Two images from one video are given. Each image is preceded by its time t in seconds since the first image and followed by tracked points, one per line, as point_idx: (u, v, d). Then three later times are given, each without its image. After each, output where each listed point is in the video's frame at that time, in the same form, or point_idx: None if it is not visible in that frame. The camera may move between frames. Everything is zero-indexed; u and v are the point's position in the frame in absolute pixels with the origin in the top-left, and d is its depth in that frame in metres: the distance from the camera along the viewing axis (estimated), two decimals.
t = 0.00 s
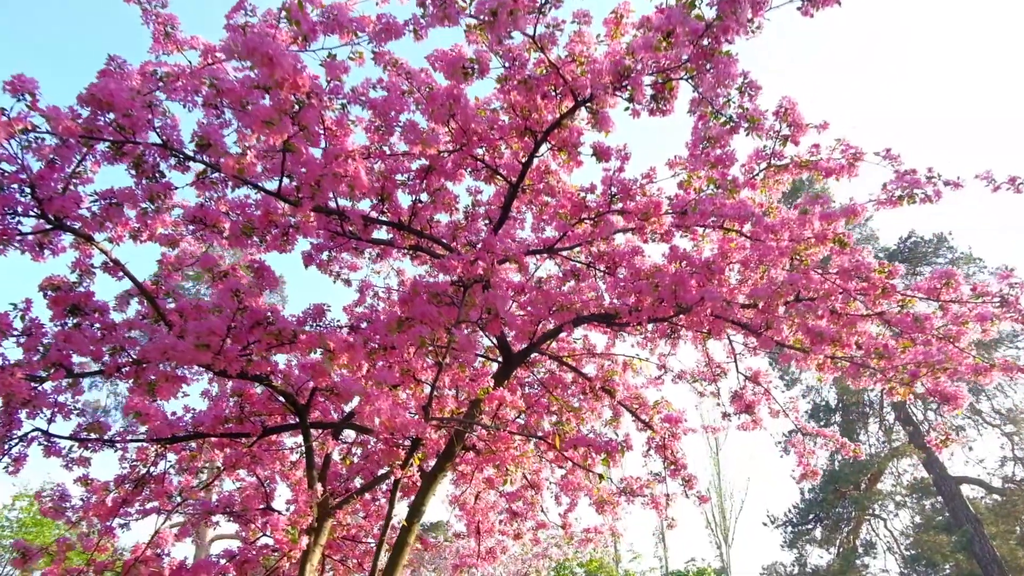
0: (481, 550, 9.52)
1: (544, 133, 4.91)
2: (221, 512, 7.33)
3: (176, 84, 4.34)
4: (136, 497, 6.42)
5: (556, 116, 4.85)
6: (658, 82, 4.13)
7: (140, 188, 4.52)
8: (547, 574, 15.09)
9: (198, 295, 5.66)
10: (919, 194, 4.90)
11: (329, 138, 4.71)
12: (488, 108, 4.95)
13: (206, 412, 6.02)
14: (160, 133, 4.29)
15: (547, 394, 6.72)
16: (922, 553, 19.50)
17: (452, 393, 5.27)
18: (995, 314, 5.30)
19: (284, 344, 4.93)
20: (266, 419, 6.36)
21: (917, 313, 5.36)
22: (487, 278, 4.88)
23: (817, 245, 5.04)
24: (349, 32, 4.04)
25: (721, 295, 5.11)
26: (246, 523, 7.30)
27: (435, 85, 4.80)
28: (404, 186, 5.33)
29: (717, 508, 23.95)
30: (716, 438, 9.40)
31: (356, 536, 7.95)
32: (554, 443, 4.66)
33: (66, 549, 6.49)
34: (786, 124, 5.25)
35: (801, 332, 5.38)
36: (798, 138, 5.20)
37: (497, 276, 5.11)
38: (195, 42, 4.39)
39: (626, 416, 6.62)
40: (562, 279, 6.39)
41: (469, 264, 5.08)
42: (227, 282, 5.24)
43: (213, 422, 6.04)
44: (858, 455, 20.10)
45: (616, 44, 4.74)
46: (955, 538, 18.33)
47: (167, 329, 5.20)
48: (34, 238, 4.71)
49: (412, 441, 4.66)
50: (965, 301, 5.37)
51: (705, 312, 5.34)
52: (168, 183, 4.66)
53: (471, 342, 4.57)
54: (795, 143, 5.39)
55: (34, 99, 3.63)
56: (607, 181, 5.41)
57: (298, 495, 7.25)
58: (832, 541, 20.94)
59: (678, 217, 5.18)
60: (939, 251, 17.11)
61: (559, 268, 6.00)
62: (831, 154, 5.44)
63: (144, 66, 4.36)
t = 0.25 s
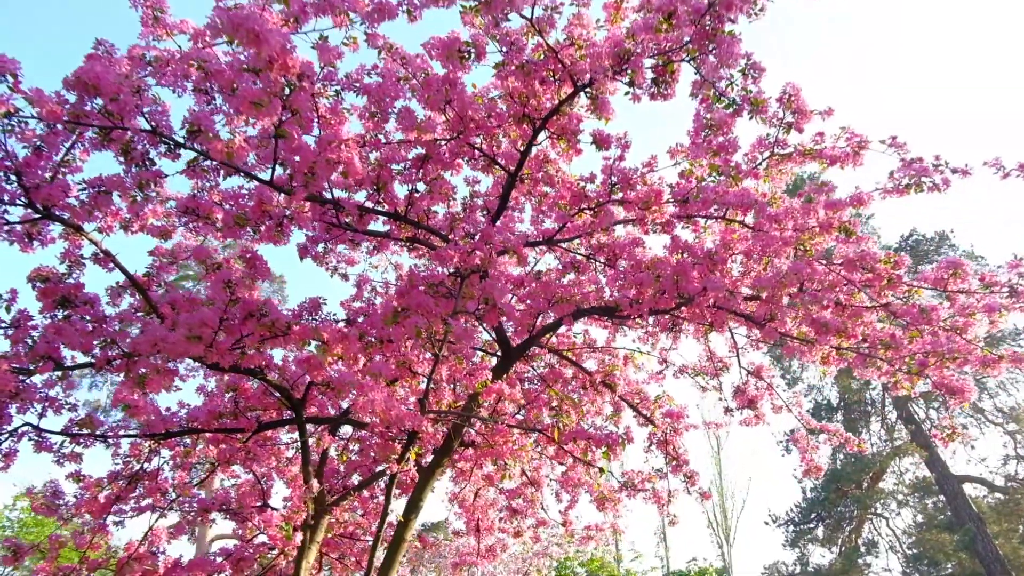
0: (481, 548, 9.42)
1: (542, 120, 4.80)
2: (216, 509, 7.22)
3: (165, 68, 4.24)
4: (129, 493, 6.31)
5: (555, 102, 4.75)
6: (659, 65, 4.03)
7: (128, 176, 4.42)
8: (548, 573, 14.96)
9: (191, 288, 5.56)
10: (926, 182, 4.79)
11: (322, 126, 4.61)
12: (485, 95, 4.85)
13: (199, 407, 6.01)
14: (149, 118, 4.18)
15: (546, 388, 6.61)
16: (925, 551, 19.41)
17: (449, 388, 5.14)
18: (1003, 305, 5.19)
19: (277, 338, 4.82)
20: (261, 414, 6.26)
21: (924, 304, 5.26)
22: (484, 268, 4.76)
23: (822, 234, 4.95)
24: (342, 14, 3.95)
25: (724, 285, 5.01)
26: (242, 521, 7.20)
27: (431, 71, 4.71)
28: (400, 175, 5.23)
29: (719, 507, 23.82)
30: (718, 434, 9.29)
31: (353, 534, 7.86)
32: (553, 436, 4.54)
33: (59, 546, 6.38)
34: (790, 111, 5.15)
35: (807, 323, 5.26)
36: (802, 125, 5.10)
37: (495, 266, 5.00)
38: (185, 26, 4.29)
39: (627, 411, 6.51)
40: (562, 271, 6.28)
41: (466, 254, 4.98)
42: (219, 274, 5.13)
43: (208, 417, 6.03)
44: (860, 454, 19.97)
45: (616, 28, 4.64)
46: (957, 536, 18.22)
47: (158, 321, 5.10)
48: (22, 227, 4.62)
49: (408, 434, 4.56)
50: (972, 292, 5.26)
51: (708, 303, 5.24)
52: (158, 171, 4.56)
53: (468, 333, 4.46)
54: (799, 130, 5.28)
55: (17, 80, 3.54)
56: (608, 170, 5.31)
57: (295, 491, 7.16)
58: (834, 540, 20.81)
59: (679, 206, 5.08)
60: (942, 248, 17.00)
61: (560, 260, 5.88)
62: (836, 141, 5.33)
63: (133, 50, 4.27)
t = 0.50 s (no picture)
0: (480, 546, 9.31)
1: (541, 106, 4.71)
2: (212, 506, 7.12)
3: (156, 52, 4.14)
4: (123, 490, 6.21)
5: (555, 88, 4.65)
6: (662, 46, 3.93)
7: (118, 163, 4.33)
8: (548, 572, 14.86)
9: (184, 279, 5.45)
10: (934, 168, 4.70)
11: (317, 112, 4.51)
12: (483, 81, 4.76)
13: (194, 402, 5.97)
14: (138, 102, 4.07)
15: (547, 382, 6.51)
16: (927, 551, 19.22)
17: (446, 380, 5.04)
18: (1013, 295, 5.08)
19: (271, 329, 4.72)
20: (256, 409, 6.15)
21: (932, 295, 5.15)
22: (483, 257, 4.65)
23: (827, 222, 4.88)
24: None
25: (727, 274, 4.92)
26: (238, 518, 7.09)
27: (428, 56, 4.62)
28: (397, 164, 5.13)
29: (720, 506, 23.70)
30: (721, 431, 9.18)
31: (350, 531, 7.75)
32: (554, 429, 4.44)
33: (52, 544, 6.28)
34: (794, 98, 5.05)
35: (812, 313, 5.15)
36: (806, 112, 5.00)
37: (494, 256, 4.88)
38: (177, 9, 4.20)
39: (629, 406, 6.41)
40: (562, 263, 6.18)
41: (464, 244, 4.88)
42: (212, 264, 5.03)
43: (202, 412, 5.99)
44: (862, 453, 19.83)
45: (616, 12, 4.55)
46: (960, 536, 18.09)
47: (151, 313, 5.00)
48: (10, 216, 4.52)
49: (405, 426, 4.46)
50: (981, 282, 5.15)
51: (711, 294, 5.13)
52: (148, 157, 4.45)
53: (465, 322, 4.36)
54: (803, 118, 5.18)
55: None
56: (608, 159, 5.21)
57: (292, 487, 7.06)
58: (835, 540, 20.68)
59: (682, 195, 4.99)
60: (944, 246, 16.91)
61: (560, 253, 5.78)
62: (841, 129, 5.23)
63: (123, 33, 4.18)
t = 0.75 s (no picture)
0: (480, 544, 9.19)
1: (542, 92, 4.60)
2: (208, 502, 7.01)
3: (146, 33, 4.02)
4: (116, 485, 6.10)
5: (555, 72, 4.55)
6: (666, 26, 3.82)
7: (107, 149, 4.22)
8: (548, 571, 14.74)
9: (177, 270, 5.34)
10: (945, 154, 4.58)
11: (312, 97, 4.41)
12: (483, 65, 4.65)
13: (188, 397, 5.86)
14: (128, 85, 3.95)
15: (547, 377, 6.39)
16: (929, 551, 19.03)
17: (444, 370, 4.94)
18: None
19: (265, 320, 4.61)
20: (252, 403, 6.05)
21: (941, 286, 5.03)
22: (482, 245, 4.52)
23: (834, 209, 4.80)
24: None
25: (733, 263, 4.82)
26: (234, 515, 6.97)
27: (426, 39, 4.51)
28: (394, 151, 5.02)
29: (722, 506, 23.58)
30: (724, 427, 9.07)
31: (348, 529, 7.64)
32: (556, 421, 4.33)
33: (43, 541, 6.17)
34: (800, 85, 4.94)
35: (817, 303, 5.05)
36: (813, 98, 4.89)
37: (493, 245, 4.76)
38: None
39: (631, 401, 6.29)
40: (564, 254, 6.07)
41: (463, 232, 4.76)
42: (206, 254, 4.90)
43: (196, 407, 5.88)
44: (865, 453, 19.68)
45: None
46: (962, 536, 17.93)
47: (142, 303, 4.89)
48: None
49: (401, 419, 4.35)
50: (992, 273, 5.03)
51: (715, 284, 5.02)
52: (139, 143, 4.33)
53: (464, 312, 4.24)
54: (810, 105, 5.07)
55: None
56: (611, 146, 5.10)
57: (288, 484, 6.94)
58: (837, 540, 20.51)
59: (685, 183, 4.88)
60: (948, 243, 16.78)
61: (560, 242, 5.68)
62: (848, 116, 5.12)
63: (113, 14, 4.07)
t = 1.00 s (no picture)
0: (480, 542, 9.07)
1: (543, 76, 4.49)
2: (203, 499, 6.89)
3: (135, 13, 3.90)
4: (109, 481, 5.98)
5: (557, 56, 4.44)
6: (672, 5, 3.70)
7: (96, 133, 4.09)
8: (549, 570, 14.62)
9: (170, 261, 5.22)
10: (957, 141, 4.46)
11: (307, 80, 4.29)
12: (482, 49, 4.54)
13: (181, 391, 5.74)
14: (116, 67, 3.83)
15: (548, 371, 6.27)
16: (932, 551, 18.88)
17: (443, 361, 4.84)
18: None
19: (259, 311, 4.49)
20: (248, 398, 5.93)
21: (952, 277, 4.90)
22: (482, 233, 4.40)
23: (844, 194, 4.66)
24: None
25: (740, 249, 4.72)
26: (230, 512, 6.86)
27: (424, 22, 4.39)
28: (392, 138, 4.90)
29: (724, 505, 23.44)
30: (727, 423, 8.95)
31: (346, 526, 7.52)
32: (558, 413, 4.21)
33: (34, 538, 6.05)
34: (807, 70, 4.83)
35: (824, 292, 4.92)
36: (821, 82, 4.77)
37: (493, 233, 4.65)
38: None
39: (634, 395, 6.17)
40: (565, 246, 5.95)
41: (462, 220, 4.65)
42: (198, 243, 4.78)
43: (190, 401, 5.76)
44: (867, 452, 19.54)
45: None
46: (965, 535, 17.79)
47: (133, 293, 4.77)
48: None
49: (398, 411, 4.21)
50: (1005, 263, 4.91)
51: (720, 274, 4.89)
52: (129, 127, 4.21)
53: (463, 301, 4.13)
54: (818, 91, 4.95)
55: None
56: (613, 134, 4.99)
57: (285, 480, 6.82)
58: (839, 540, 20.36)
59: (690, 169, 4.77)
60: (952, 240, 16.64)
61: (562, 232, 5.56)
62: (857, 102, 5.00)
63: None
